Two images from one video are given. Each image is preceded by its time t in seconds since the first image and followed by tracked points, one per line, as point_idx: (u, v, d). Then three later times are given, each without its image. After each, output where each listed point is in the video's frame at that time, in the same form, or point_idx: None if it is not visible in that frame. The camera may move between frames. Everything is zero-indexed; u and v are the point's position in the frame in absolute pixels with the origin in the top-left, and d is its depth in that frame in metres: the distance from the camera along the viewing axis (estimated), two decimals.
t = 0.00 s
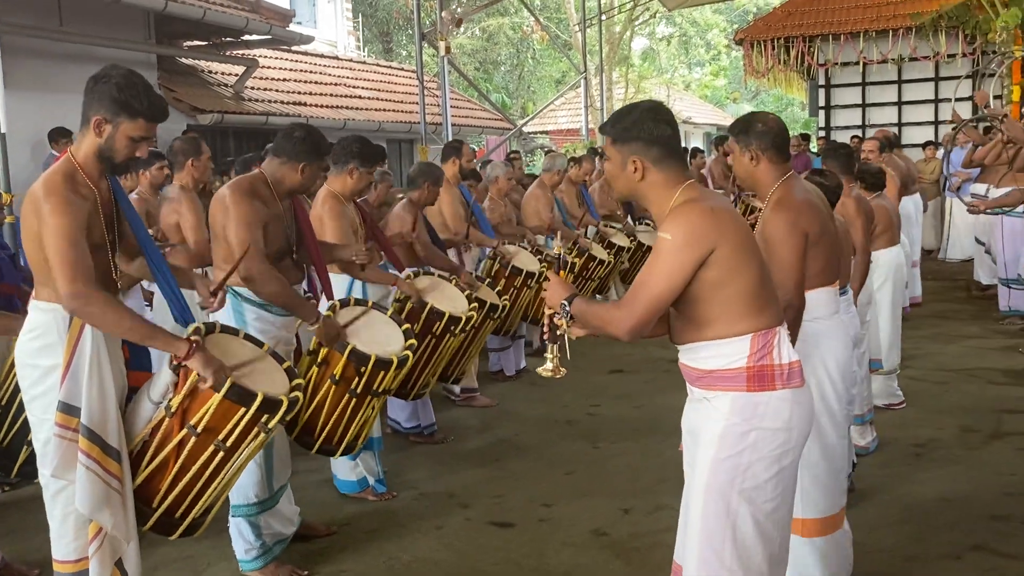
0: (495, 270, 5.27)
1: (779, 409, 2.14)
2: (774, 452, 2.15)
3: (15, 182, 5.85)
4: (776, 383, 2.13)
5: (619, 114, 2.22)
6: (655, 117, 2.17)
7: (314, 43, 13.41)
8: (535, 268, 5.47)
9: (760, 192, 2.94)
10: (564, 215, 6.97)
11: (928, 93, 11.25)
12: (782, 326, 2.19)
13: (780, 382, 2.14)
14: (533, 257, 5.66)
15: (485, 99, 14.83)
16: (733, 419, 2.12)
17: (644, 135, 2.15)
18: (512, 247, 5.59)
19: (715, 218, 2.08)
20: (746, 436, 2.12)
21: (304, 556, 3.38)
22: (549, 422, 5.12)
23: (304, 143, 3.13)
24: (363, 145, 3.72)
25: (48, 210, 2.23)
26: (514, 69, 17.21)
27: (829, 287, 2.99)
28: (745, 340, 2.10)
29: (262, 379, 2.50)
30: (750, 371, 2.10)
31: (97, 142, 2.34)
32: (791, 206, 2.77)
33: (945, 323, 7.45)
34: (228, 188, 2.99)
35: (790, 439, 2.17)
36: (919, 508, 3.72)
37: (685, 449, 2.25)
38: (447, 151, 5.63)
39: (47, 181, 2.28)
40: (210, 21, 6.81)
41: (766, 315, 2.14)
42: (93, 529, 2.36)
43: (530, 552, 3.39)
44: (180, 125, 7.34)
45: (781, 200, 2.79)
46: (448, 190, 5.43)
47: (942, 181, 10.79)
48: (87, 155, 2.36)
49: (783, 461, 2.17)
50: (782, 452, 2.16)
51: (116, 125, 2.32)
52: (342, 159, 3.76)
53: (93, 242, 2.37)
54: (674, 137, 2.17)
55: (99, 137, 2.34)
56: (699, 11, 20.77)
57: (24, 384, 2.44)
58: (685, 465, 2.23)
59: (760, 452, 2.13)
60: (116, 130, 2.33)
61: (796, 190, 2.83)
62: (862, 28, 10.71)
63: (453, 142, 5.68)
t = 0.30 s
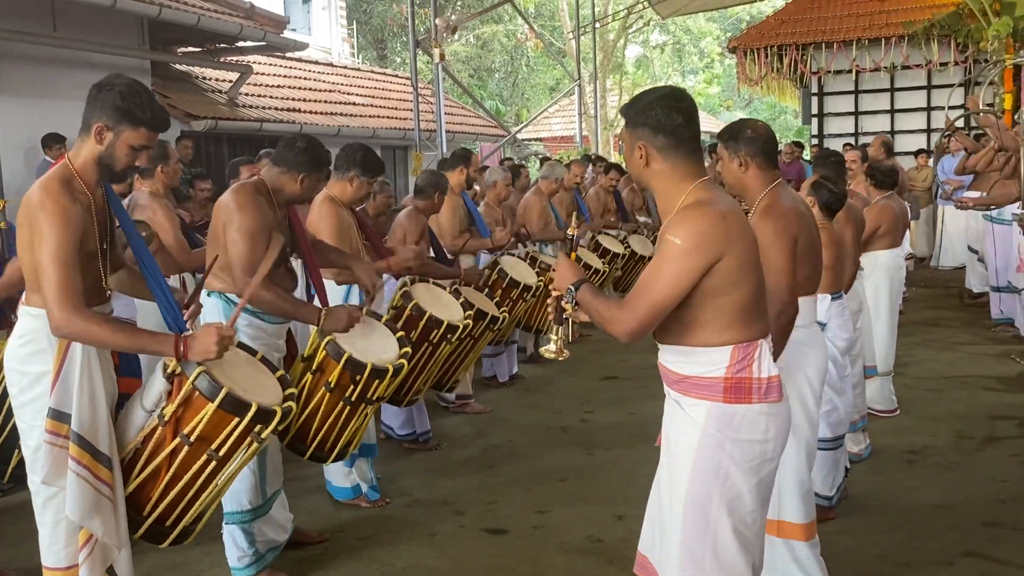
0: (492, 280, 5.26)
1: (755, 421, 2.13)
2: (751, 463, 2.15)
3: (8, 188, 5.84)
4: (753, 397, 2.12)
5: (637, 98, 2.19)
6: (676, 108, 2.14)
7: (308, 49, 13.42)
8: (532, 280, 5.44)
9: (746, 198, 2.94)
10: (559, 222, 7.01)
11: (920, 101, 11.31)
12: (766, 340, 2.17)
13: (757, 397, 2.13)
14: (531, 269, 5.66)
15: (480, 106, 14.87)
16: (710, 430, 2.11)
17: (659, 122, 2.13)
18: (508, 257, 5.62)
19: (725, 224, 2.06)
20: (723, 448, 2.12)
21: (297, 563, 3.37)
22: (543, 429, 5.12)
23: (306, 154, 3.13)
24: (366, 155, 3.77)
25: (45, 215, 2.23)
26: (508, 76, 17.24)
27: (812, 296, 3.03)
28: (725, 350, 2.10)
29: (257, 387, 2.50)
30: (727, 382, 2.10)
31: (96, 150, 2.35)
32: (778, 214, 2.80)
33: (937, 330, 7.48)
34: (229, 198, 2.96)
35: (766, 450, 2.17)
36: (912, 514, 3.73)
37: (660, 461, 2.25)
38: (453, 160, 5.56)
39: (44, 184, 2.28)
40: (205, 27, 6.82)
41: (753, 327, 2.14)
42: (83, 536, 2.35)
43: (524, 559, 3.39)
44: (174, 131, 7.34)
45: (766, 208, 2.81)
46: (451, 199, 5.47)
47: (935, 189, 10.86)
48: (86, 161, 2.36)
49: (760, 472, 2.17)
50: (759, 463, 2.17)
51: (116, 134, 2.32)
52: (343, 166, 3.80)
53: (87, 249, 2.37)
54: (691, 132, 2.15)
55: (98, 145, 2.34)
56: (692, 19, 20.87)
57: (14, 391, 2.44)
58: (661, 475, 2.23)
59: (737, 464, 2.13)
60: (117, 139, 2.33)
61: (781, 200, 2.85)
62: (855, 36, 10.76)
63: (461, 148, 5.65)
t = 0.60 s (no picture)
0: (489, 289, 5.27)
1: (736, 427, 2.14)
2: (735, 469, 2.15)
3: (3, 195, 5.83)
4: (733, 405, 2.13)
5: (630, 100, 2.19)
6: (668, 112, 2.14)
7: (304, 57, 13.42)
8: (529, 291, 5.43)
9: (732, 200, 2.97)
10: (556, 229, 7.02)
11: (915, 109, 11.34)
12: (747, 347, 2.17)
13: (737, 404, 2.13)
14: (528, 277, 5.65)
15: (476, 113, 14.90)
16: (692, 437, 2.11)
17: (649, 125, 2.13)
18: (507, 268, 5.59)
19: (713, 231, 2.06)
20: (706, 455, 2.12)
21: (293, 571, 3.36)
22: (540, 436, 5.11)
23: (298, 159, 3.14)
24: (366, 166, 3.76)
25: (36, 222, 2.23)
26: (504, 84, 17.28)
27: (790, 299, 2.99)
28: (706, 358, 2.10)
29: (249, 393, 2.51)
30: (707, 389, 2.10)
31: (87, 157, 2.34)
32: (753, 215, 2.82)
33: (933, 337, 7.49)
34: (226, 202, 2.99)
35: (749, 455, 2.18)
36: (908, 521, 3.72)
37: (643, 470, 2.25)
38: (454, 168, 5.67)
39: (36, 191, 2.28)
40: (201, 35, 6.83)
41: (733, 336, 2.13)
42: (77, 544, 2.34)
43: (520, 567, 3.37)
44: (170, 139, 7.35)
45: (748, 210, 2.84)
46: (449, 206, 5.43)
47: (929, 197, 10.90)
48: (78, 167, 2.35)
49: (743, 478, 2.18)
50: (742, 469, 2.17)
51: (108, 140, 2.32)
52: (340, 176, 3.78)
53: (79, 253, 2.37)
54: (682, 137, 2.14)
55: (90, 152, 2.33)
56: (688, 27, 20.97)
57: (5, 398, 2.42)
58: (646, 484, 2.22)
59: (721, 470, 2.13)
60: (110, 147, 2.33)
61: (764, 203, 2.87)
62: (850, 44, 10.80)
63: (462, 159, 5.69)
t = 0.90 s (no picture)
0: (489, 299, 5.26)
1: (710, 430, 2.15)
2: (713, 472, 2.17)
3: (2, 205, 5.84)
4: (706, 408, 2.15)
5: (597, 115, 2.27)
6: (630, 126, 2.20)
7: (303, 66, 13.45)
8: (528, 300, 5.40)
9: (729, 207, 2.98)
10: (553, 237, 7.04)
11: (912, 117, 11.38)
12: (719, 353, 2.19)
13: (710, 408, 2.15)
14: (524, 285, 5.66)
15: (474, 122, 14.92)
16: (668, 441, 2.14)
17: (611, 140, 2.19)
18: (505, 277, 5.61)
19: (672, 236, 2.10)
20: (682, 458, 2.14)
21: None
22: (539, 445, 5.10)
23: (284, 162, 3.12)
24: (365, 173, 3.83)
25: (35, 231, 2.23)
26: (502, 93, 17.33)
27: (784, 308, 2.96)
28: (679, 362, 2.12)
29: (246, 400, 2.50)
30: (680, 393, 2.13)
31: (93, 165, 2.37)
32: (746, 222, 2.81)
33: (932, 344, 7.49)
34: (217, 206, 3.01)
35: (726, 459, 2.19)
36: (908, 529, 3.72)
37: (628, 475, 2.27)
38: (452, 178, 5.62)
39: (37, 201, 2.29)
40: (199, 45, 6.83)
41: (705, 340, 2.16)
42: (76, 554, 2.32)
43: None
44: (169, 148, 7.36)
45: (740, 217, 2.84)
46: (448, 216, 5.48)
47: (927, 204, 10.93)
48: (76, 178, 2.37)
49: (721, 480, 2.19)
50: (720, 471, 2.18)
51: (112, 143, 2.37)
52: (340, 186, 3.83)
53: (79, 266, 2.37)
54: (643, 148, 2.19)
55: (96, 159, 2.36)
56: (685, 36, 21.04)
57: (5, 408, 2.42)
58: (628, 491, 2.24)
59: (698, 473, 2.15)
60: (113, 146, 2.38)
61: (759, 210, 2.86)
62: (847, 52, 10.83)
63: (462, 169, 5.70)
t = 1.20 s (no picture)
0: (488, 305, 5.25)
1: (692, 421, 2.25)
2: (698, 463, 2.27)
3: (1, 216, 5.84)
4: (686, 399, 2.24)
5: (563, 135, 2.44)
6: (589, 138, 2.35)
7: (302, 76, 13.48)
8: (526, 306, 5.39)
9: (731, 216, 2.99)
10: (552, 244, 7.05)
11: (911, 123, 11.39)
12: (695, 344, 2.29)
13: (690, 398, 2.25)
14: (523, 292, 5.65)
15: (473, 130, 14.93)
16: (653, 436, 2.23)
17: (573, 153, 2.34)
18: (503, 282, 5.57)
19: (633, 229, 2.22)
20: (667, 452, 2.23)
21: None
22: (539, 453, 5.09)
23: (252, 167, 3.12)
24: (359, 177, 3.83)
25: (33, 238, 2.23)
26: (500, 102, 17.34)
27: (789, 315, 2.91)
28: (656, 356, 2.21)
29: (248, 404, 2.48)
30: (660, 386, 2.22)
31: (82, 167, 2.38)
32: (748, 230, 2.81)
33: (932, 351, 7.49)
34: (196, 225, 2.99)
35: (710, 451, 2.29)
36: (909, 536, 3.70)
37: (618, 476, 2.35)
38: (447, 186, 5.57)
39: (33, 209, 2.29)
40: (199, 54, 6.86)
41: (679, 331, 2.25)
42: (81, 561, 2.32)
43: None
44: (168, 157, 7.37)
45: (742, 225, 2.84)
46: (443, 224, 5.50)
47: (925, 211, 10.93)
48: (69, 182, 2.37)
49: (707, 470, 2.30)
50: (706, 462, 2.29)
51: (96, 140, 2.39)
52: (337, 192, 3.83)
53: (79, 271, 2.37)
54: (603, 157, 2.34)
55: (86, 159, 2.38)
56: (683, 44, 21.11)
57: (9, 417, 2.43)
58: (619, 492, 2.33)
59: (684, 466, 2.24)
60: (98, 143, 2.40)
61: (760, 217, 2.86)
62: (845, 59, 10.85)
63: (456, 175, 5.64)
